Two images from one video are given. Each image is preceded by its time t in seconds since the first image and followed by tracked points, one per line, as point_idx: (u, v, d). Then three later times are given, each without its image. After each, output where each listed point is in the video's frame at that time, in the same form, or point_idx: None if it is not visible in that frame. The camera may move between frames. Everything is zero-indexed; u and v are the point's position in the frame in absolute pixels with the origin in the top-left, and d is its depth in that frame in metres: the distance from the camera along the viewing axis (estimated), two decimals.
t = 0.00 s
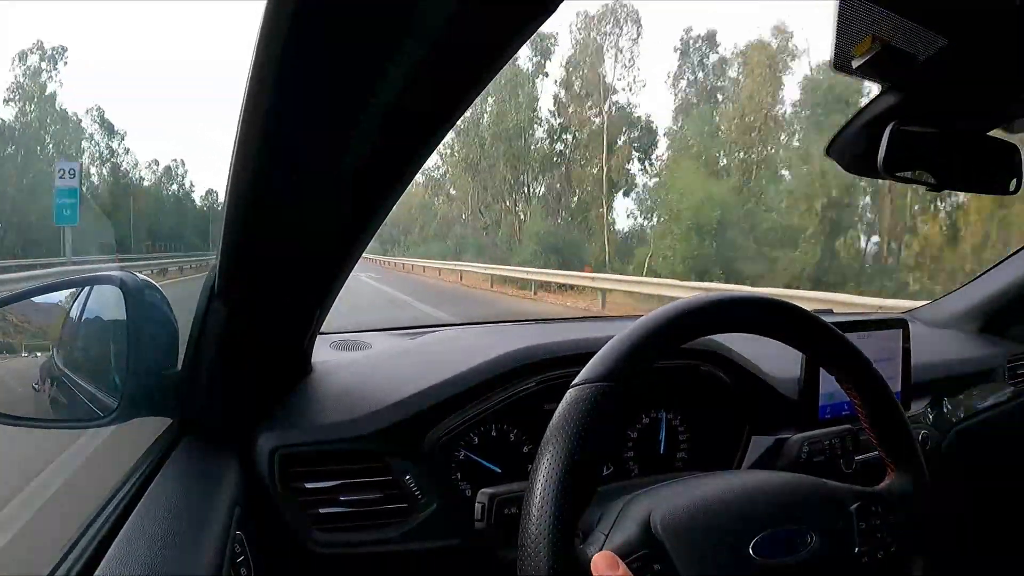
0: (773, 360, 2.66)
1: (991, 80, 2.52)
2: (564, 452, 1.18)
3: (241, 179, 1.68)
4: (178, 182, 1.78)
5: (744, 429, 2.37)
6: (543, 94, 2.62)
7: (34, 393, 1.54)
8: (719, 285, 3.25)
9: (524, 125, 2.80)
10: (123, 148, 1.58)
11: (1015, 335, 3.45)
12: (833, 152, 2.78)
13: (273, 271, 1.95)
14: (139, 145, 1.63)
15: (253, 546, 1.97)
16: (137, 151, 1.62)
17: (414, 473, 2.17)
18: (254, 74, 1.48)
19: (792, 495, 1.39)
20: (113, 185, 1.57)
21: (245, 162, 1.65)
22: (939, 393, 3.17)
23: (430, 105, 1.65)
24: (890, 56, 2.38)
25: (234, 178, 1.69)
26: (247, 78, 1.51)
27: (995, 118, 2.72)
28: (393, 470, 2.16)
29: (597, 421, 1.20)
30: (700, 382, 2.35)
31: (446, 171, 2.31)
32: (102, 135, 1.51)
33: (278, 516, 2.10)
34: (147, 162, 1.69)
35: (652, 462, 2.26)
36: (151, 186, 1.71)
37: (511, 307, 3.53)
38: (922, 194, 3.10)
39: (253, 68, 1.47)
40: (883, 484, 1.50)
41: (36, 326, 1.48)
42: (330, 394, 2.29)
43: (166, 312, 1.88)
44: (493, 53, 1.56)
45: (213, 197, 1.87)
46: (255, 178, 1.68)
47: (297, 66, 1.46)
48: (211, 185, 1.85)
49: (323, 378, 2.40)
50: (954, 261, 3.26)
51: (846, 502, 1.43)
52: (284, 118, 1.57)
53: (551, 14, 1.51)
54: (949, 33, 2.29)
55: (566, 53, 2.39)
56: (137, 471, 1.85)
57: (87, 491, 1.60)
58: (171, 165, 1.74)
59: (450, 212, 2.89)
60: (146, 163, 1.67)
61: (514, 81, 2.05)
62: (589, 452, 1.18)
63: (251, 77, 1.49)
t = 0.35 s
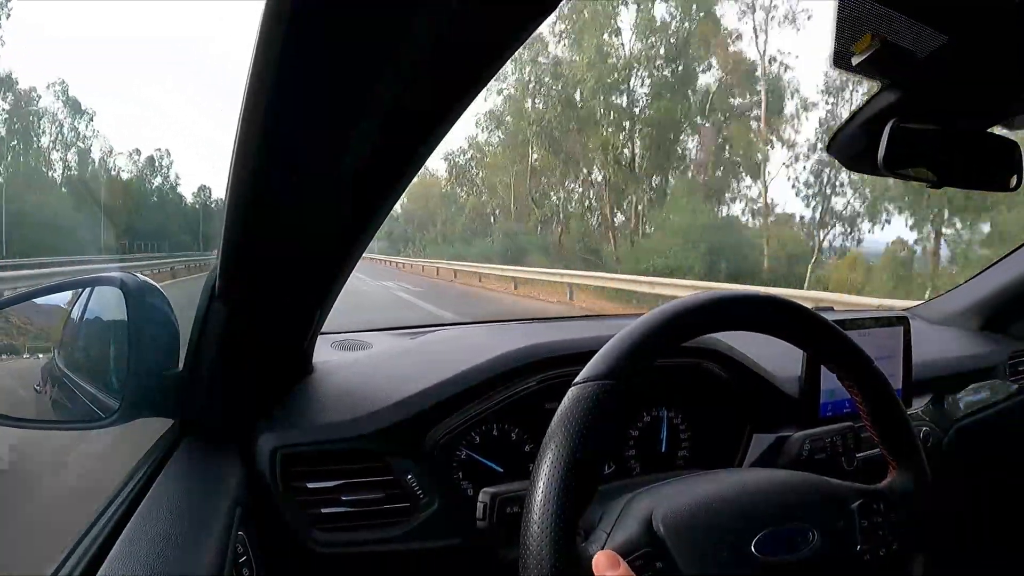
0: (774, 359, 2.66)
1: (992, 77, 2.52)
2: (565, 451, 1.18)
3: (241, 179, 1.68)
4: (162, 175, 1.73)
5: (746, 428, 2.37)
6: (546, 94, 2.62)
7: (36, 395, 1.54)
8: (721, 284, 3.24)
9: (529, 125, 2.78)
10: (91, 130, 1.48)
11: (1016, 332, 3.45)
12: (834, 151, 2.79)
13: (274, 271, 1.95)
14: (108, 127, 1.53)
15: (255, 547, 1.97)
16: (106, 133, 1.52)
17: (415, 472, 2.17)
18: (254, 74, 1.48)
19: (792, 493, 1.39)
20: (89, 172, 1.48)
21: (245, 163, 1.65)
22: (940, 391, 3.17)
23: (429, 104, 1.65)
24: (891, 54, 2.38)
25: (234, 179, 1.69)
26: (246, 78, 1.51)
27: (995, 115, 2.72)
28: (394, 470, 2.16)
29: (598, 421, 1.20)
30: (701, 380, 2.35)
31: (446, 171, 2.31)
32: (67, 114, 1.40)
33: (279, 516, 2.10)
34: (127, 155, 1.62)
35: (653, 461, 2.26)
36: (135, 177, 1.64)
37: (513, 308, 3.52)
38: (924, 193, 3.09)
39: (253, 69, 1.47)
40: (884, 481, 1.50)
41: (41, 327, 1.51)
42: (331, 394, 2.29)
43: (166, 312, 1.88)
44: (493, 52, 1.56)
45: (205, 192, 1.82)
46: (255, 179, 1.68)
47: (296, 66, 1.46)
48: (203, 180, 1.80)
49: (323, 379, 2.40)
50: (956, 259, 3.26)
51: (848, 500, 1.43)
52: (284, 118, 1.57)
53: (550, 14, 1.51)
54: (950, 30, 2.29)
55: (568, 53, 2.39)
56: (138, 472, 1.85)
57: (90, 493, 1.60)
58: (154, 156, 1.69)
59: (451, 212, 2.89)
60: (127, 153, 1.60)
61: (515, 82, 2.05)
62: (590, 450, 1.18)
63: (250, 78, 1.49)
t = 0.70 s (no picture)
0: (773, 358, 2.66)
1: (992, 78, 2.52)
2: (565, 451, 1.18)
3: (241, 179, 1.69)
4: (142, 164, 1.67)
5: (745, 427, 2.37)
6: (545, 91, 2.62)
7: (35, 394, 1.54)
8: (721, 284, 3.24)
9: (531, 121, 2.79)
10: (48, 105, 1.33)
11: (1015, 334, 3.45)
12: (835, 151, 2.78)
13: (273, 270, 1.95)
14: (69, 104, 1.39)
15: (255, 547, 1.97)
16: (70, 110, 1.38)
17: (414, 472, 2.17)
18: (254, 74, 1.48)
19: (791, 493, 1.39)
20: (59, 155, 1.36)
21: (246, 163, 1.65)
22: (939, 392, 3.16)
23: (428, 104, 1.65)
24: (891, 54, 2.38)
25: (234, 177, 1.69)
26: (247, 77, 1.51)
27: (995, 116, 2.72)
28: (393, 469, 2.16)
29: (598, 421, 1.20)
30: (700, 380, 2.35)
31: (447, 170, 2.30)
32: (17, 81, 1.25)
33: (278, 514, 2.10)
34: (104, 143, 1.54)
35: (651, 461, 2.25)
36: (115, 167, 1.57)
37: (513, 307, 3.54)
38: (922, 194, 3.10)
39: (253, 68, 1.47)
40: (884, 482, 1.49)
41: (40, 326, 1.49)
42: (330, 393, 2.29)
43: (166, 309, 1.89)
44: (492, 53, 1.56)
45: (198, 188, 1.83)
46: (256, 179, 1.68)
47: (296, 67, 1.46)
48: (195, 176, 1.81)
49: (323, 377, 2.40)
50: (955, 260, 3.26)
51: (847, 501, 1.43)
52: (284, 118, 1.57)
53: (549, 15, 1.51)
54: (950, 31, 2.29)
55: (568, 51, 2.39)
56: (137, 470, 1.86)
57: (90, 491, 1.60)
58: (134, 143, 1.63)
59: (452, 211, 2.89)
60: (104, 140, 1.53)
61: (517, 79, 2.05)
62: (589, 449, 1.18)
63: (251, 78, 1.50)
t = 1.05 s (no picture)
0: (774, 357, 2.66)
1: (992, 76, 2.52)
2: (567, 450, 1.18)
3: (241, 179, 1.68)
4: (117, 150, 1.61)
5: (746, 426, 2.37)
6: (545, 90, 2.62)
7: (36, 393, 1.56)
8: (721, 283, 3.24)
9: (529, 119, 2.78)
10: None
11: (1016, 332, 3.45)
12: (835, 149, 2.77)
13: (274, 271, 1.94)
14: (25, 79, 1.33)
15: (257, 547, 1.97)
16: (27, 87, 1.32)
17: (415, 471, 2.17)
18: (254, 74, 1.48)
19: (792, 491, 1.39)
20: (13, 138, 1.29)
21: (246, 164, 1.65)
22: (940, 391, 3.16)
23: (428, 103, 1.64)
24: (890, 52, 2.38)
25: (234, 179, 1.69)
26: (246, 78, 1.51)
27: (996, 115, 2.72)
28: (394, 468, 2.16)
29: (599, 420, 1.19)
30: (701, 379, 2.34)
31: (448, 169, 2.30)
32: None
33: (279, 513, 2.10)
34: (72, 128, 1.46)
35: (652, 460, 2.25)
36: (88, 154, 1.50)
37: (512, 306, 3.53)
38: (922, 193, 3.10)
39: (253, 69, 1.47)
40: (885, 480, 1.49)
41: (42, 326, 1.54)
42: (330, 392, 2.29)
43: (165, 309, 1.87)
44: (493, 53, 1.55)
45: (188, 182, 1.84)
46: (256, 179, 1.68)
47: (296, 66, 1.46)
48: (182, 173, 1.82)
49: (323, 376, 2.40)
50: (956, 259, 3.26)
51: (848, 500, 1.42)
52: (284, 118, 1.57)
53: (549, 14, 1.51)
54: (949, 30, 2.29)
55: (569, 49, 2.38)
56: (140, 468, 1.86)
57: (90, 490, 1.61)
58: (107, 127, 1.56)
59: (452, 210, 2.88)
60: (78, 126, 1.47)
61: (518, 80, 2.04)
62: (590, 449, 1.18)
63: (250, 78, 1.49)
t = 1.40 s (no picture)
0: (774, 360, 2.66)
1: (992, 79, 2.52)
2: (567, 452, 1.18)
3: (241, 180, 1.68)
4: (84, 133, 1.41)
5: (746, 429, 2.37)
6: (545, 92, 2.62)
7: (36, 393, 1.57)
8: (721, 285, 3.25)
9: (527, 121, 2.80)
10: None
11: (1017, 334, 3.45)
12: (835, 150, 2.73)
13: (274, 271, 1.95)
14: None
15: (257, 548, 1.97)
16: None
17: (415, 473, 2.17)
18: (254, 75, 1.48)
19: (792, 494, 1.39)
20: None
21: (246, 164, 1.65)
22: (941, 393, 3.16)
23: (428, 105, 1.64)
24: (890, 55, 2.38)
25: (234, 179, 1.69)
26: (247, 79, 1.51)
27: (995, 118, 2.72)
28: (394, 471, 2.16)
29: (600, 422, 1.19)
30: (701, 381, 2.34)
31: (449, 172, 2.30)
32: None
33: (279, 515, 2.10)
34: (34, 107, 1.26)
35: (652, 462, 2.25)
36: (51, 137, 1.30)
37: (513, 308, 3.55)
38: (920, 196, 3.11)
39: (253, 70, 1.47)
40: (886, 484, 1.49)
41: (42, 329, 1.53)
42: (330, 395, 2.29)
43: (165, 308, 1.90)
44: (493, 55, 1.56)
45: (177, 175, 1.75)
46: (256, 180, 1.68)
47: (296, 67, 1.46)
48: (173, 163, 1.73)
49: (324, 378, 2.40)
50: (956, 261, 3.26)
51: (848, 503, 1.43)
52: (284, 119, 1.57)
53: (549, 16, 1.51)
54: (949, 32, 2.30)
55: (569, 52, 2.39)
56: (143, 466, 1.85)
57: (91, 487, 1.60)
58: (73, 107, 1.37)
59: (451, 212, 2.89)
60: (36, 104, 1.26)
61: (519, 83, 2.05)
62: (591, 449, 1.18)
63: (251, 79, 1.50)
